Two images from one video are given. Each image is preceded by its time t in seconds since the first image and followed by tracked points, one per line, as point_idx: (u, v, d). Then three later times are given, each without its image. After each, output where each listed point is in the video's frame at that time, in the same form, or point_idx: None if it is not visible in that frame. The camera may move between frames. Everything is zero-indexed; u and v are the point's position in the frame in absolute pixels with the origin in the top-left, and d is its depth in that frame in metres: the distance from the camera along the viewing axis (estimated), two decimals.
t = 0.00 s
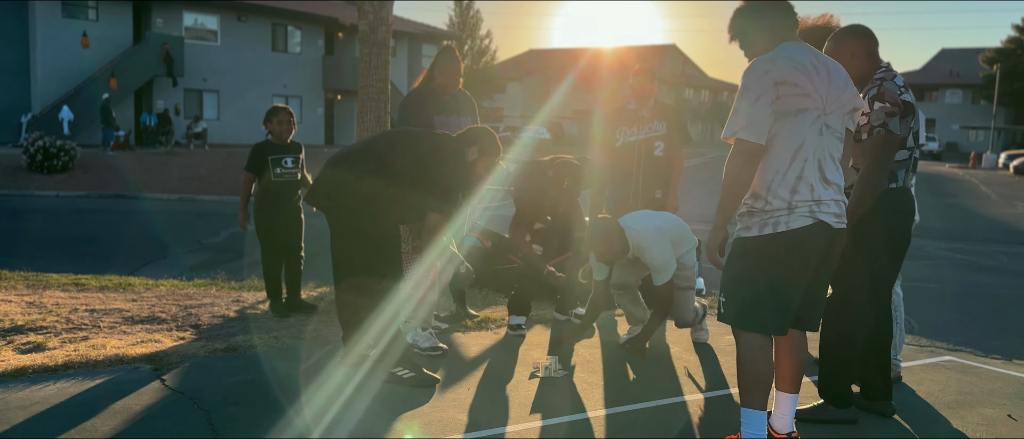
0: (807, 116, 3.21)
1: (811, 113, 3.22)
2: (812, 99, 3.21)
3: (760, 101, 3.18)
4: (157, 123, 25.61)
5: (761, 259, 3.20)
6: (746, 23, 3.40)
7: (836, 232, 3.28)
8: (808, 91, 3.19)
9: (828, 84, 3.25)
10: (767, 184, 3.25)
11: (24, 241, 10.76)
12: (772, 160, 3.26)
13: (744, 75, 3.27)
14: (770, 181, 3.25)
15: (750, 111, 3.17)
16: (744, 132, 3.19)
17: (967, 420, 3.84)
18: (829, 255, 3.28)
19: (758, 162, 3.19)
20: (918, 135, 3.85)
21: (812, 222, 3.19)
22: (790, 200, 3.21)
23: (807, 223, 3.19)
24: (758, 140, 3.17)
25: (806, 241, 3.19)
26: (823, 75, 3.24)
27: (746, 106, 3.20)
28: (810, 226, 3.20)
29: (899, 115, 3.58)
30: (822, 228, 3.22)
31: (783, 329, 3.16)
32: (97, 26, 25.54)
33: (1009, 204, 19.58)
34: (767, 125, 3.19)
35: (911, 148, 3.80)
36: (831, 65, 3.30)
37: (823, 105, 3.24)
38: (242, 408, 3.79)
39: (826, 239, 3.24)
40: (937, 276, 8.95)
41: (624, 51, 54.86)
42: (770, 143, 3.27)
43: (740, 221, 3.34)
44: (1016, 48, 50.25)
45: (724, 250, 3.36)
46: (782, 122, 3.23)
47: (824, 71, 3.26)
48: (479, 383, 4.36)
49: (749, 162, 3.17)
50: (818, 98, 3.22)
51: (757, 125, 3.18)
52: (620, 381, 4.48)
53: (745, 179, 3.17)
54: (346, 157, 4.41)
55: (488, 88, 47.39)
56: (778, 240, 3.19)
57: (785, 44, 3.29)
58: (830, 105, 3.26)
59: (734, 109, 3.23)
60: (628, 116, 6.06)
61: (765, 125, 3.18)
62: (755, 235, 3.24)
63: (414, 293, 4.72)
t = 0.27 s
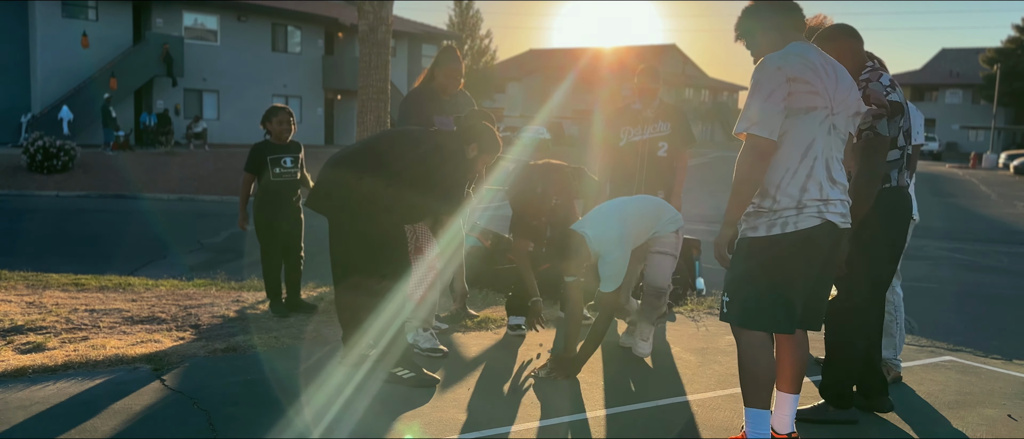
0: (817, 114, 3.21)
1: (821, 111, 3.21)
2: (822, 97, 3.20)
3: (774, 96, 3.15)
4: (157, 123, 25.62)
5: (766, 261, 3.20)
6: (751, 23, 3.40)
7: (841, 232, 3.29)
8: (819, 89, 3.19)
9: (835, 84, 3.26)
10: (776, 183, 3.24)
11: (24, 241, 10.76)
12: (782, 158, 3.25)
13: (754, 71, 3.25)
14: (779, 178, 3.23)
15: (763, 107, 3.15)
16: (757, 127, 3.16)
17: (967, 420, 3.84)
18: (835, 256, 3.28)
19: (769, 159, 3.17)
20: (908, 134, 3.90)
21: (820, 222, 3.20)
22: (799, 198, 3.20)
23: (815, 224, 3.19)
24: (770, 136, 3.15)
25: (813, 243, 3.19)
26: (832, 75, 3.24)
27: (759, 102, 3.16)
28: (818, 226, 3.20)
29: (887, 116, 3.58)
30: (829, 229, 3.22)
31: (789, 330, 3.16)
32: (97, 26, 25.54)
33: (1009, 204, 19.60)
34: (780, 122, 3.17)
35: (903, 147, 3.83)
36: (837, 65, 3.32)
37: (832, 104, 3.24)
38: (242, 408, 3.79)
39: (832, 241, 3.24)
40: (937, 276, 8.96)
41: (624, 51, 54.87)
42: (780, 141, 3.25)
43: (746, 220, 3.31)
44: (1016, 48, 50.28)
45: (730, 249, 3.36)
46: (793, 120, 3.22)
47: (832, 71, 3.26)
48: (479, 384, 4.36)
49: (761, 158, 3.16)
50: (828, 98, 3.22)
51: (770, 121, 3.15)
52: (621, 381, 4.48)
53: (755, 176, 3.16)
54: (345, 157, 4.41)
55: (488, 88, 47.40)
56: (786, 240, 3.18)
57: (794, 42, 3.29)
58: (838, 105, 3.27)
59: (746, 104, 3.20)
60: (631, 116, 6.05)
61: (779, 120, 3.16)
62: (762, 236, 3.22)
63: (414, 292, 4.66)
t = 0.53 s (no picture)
0: (814, 110, 3.20)
1: (818, 108, 3.21)
2: (818, 94, 3.20)
3: (771, 91, 3.15)
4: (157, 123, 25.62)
5: (764, 262, 3.18)
6: (748, 20, 3.39)
7: (838, 234, 3.29)
8: (815, 86, 3.19)
9: (831, 81, 3.25)
10: (773, 180, 3.23)
11: (24, 241, 10.76)
12: (780, 155, 3.23)
13: (751, 68, 3.25)
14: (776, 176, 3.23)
15: (760, 102, 3.15)
16: (753, 124, 3.16)
17: (967, 420, 3.83)
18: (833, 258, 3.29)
19: (766, 155, 3.17)
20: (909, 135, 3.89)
21: (817, 224, 3.20)
22: (797, 196, 3.20)
23: (812, 225, 3.19)
24: (768, 132, 3.15)
25: (811, 244, 3.19)
26: (827, 72, 3.24)
27: (755, 98, 3.16)
28: (815, 228, 3.20)
29: (886, 118, 3.59)
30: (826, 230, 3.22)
31: (791, 332, 3.16)
32: (97, 26, 25.54)
33: (1009, 204, 19.58)
34: (777, 118, 3.17)
35: (904, 147, 3.84)
36: (833, 63, 3.32)
37: (829, 102, 3.24)
38: (242, 409, 3.79)
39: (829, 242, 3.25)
40: (937, 276, 8.95)
41: (624, 51, 54.86)
42: (778, 137, 3.24)
43: (744, 221, 3.30)
44: (1016, 49, 50.25)
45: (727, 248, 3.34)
46: (790, 115, 3.22)
47: (828, 68, 3.26)
48: (479, 384, 4.35)
49: (758, 154, 3.16)
50: (824, 94, 3.21)
51: (766, 117, 3.15)
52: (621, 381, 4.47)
53: (753, 173, 3.16)
54: (344, 157, 4.39)
55: (488, 88, 47.41)
56: (785, 240, 3.17)
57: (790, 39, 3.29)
58: (834, 102, 3.26)
59: (743, 100, 3.20)
60: (631, 116, 6.04)
61: (775, 116, 3.16)
62: (760, 237, 3.20)
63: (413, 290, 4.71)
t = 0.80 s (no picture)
0: (790, 114, 3.19)
1: (794, 111, 3.20)
2: (793, 97, 3.19)
3: (737, 97, 3.20)
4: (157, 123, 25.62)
5: (749, 269, 3.16)
6: (723, 29, 3.40)
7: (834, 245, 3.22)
8: (788, 89, 3.19)
9: (808, 85, 3.24)
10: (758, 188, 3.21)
11: (24, 241, 10.76)
12: (761, 161, 3.23)
13: (721, 77, 3.30)
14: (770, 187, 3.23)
15: (729, 108, 3.19)
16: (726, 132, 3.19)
17: (967, 420, 3.84)
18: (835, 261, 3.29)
19: (745, 161, 3.17)
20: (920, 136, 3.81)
21: (809, 235, 3.14)
22: (785, 201, 3.16)
23: (803, 236, 3.14)
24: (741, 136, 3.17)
25: (802, 254, 3.16)
26: (801, 76, 3.23)
27: (727, 109, 3.19)
28: (807, 239, 3.14)
29: (905, 117, 3.55)
30: (820, 243, 3.16)
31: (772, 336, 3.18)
32: (97, 25, 25.53)
33: (1009, 204, 19.60)
34: (749, 123, 3.19)
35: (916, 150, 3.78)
36: (809, 68, 3.31)
37: (808, 103, 3.22)
38: (242, 409, 3.79)
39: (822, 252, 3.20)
40: (938, 276, 8.95)
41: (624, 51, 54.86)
42: (757, 143, 3.25)
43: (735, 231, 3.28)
44: (1016, 49, 50.27)
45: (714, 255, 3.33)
46: (765, 120, 3.22)
47: (803, 73, 3.25)
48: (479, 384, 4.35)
49: (737, 160, 3.16)
50: (800, 98, 3.20)
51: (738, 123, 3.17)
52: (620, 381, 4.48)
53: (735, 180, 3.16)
54: (342, 155, 4.41)
55: (488, 88, 47.42)
56: (773, 249, 3.14)
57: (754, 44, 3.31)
58: (815, 106, 3.23)
59: (715, 109, 3.25)
60: (626, 117, 6.08)
61: (746, 120, 3.18)
62: (748, 245, 3.19)
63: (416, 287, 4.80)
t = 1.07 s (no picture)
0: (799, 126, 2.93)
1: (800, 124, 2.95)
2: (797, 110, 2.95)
3: (776, 106, 2.78)
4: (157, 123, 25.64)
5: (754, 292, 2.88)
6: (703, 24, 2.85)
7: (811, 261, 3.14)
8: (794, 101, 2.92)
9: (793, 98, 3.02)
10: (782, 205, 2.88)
11: (25, 241, 10.77)
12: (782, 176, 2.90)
13: (733, 82, 2.81)
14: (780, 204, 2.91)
15: (773, 117, 2.75)
16: (760, 139, 2.74)
17: (967, 420, 3.83)
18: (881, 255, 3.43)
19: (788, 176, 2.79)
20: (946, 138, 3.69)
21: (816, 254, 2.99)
22: (804, 220, 2.93)
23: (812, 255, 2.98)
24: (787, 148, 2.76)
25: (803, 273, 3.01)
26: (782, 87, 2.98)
27: (762, 113, 2.74)
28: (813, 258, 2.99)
29: (942, 113, 3.44)
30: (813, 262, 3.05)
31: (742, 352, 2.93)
32: (97, 26, 25.55)
33: (1010, 204, 19.59)
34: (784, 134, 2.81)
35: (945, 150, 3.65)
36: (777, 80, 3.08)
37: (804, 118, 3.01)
38: (242, 409, 3.79)
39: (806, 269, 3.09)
40: (939, 277, 8.95)
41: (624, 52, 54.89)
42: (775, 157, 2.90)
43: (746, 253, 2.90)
44: (1016, 48, 50.22)
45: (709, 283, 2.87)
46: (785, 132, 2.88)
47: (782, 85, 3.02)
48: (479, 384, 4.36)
49: (783, 175, 2.74)
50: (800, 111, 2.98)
51: (778, 128, 2.74)
52: (620, 380, 4.49)
53: (772, 195, 2.74)
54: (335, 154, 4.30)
55: (489, 89, 47.43)
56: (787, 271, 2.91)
57: (736, 41, 2.91)
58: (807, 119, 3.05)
59: (753, 117, 2.75)
60: (635, 120, 6.03)
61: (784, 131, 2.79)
62: (763, 267, 2.88)
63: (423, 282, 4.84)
